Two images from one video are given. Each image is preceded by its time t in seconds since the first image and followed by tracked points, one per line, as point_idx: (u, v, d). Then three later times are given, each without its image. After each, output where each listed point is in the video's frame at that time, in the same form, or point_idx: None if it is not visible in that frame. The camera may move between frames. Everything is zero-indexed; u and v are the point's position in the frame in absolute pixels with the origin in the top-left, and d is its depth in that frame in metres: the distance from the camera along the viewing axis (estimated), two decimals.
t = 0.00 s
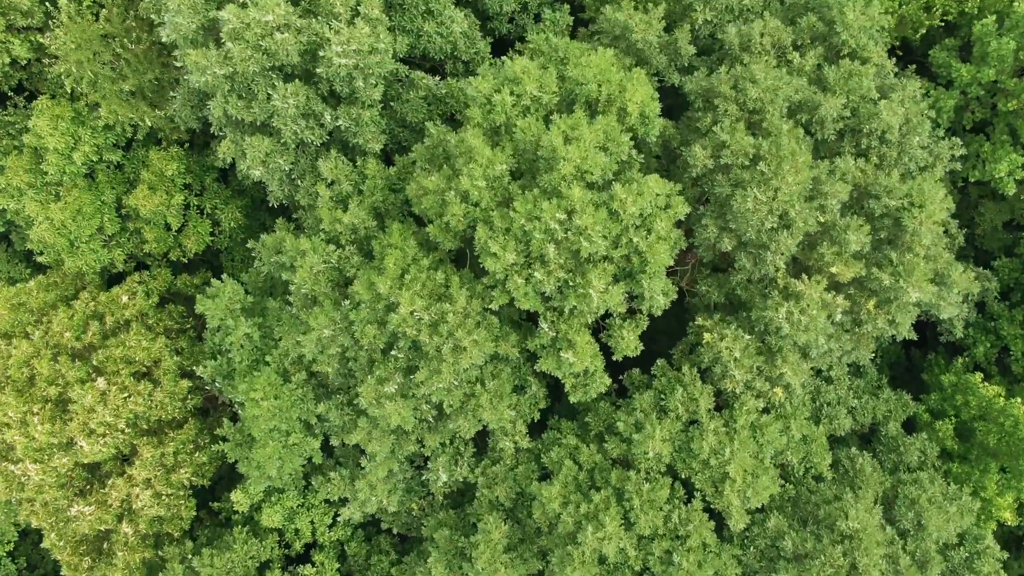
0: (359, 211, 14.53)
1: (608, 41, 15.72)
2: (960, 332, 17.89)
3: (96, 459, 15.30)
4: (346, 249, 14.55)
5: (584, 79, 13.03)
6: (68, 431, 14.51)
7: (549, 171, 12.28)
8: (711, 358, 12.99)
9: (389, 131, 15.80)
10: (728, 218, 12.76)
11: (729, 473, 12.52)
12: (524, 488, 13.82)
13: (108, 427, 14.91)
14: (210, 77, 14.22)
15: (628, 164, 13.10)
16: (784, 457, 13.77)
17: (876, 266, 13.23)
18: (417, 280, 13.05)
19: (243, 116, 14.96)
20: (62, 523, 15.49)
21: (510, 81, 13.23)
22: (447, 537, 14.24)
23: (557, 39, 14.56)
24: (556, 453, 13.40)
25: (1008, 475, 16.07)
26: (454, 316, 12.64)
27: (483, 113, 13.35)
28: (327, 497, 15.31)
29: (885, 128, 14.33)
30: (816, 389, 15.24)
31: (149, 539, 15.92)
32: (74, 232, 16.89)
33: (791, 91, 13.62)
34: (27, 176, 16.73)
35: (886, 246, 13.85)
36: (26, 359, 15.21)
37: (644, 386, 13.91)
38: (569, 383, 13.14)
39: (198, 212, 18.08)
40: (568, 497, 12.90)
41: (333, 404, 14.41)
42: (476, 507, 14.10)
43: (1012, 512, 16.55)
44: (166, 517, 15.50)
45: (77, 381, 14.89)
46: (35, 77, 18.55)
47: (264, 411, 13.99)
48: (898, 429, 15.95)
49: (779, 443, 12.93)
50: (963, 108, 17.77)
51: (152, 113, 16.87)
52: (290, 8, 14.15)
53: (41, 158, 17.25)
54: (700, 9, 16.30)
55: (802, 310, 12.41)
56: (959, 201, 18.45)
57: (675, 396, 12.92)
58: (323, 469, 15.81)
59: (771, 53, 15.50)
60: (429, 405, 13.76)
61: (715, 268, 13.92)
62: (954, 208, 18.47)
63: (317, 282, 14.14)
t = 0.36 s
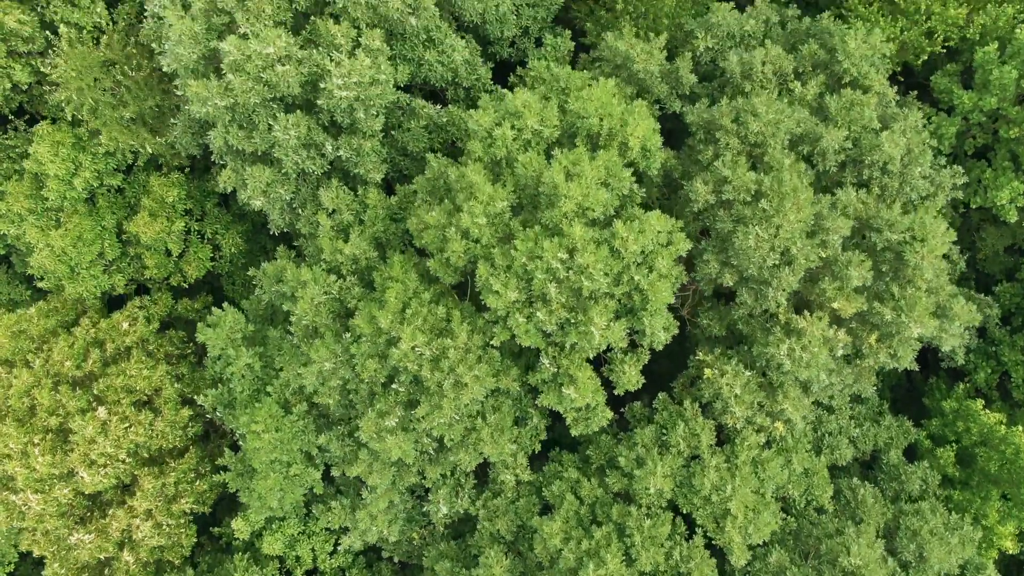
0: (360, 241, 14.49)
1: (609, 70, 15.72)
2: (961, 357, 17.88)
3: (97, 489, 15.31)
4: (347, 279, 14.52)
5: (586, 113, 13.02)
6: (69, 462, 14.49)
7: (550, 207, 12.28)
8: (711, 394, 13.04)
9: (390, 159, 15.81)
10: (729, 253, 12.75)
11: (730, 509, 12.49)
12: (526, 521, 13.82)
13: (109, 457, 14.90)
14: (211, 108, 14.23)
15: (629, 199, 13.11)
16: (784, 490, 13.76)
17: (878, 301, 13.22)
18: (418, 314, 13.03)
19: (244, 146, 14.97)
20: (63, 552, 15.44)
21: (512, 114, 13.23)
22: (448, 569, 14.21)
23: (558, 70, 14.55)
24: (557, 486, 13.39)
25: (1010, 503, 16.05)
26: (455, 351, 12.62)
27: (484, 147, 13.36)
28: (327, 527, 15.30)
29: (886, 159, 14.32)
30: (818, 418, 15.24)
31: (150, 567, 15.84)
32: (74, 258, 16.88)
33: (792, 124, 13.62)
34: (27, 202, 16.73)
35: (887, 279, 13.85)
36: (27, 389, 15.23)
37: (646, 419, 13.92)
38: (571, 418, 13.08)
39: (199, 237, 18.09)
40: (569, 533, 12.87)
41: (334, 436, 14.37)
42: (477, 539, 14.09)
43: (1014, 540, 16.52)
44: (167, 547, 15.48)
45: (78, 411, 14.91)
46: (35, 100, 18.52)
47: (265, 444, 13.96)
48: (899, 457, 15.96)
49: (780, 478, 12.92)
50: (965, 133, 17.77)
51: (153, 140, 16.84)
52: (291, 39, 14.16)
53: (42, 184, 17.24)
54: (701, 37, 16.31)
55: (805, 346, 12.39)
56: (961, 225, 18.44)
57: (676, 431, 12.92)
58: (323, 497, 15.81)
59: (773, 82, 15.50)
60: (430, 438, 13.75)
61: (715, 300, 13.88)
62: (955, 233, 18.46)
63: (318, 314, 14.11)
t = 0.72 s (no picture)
0: (361, 277, 14.45)
1: (611, 103, 15.74)
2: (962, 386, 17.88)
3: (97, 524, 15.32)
4: (349, 315, 14.49)
5: (587, 153, 13.02)
6: (70, 498, 14.49)
7: (551, 250, 12.28)
8: (712, 435, 13.03)
9: (391, 193, 15.82)
10: (730, 295, 12.75)
11: (732, 552, 12.45)
12: (527, 560, 13.83)
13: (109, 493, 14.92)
14: (212, 144, 14.23)
15: (631, 239, 13.11)
16: (786, 529, 13.74)
17: (879, 341, 13.23)
18: (420, 354, 13.00)
19: (245, 181, 14.96)
20: None
21: (513, 154, 13.24)
22: None
23: (559, 106, 14.56)
24: (559, 526, 13.38)
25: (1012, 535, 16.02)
26: (457, 393, 12.59)
27: (485, 186, 13.37)
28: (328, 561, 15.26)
29: (888, 196, 14.32)
30: (819, 453, 15.23)
31: None
32: (75, 289, 16.88)
33: (794, 162, 13.62)
34: (28, 232, 16.70)
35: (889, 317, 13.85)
36: (27, 424, 15.25)
37: (647, 457, 13.92)
38: (575, 459, 12.98)
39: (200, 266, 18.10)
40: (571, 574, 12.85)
41: (334, 473, 14.32)
42: None
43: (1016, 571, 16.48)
44: None
45: (79, 446, 14.94)
46: (36, 127, 18.49)
47: (267, 482, 13.93)
48: (901, 490, 15.98)
49: (782, 519, 12.90)
50: (966, 163, 17.78)
51: (153, 171, 16.83)
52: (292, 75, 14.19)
53: (42, 214, 17.22)
54: (702, 69, 16.32)
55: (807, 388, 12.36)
56: (961, 254, 18.45)
57: (677, 472, 12.92)
58: (324, 530, 15.78)
59: (774, 115, 15.51)
60: (431, 476, 13.72)
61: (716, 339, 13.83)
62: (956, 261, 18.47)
63: (319, 350, 14.06)
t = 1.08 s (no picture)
0: (362, 308, 14.43)
1: (612, 132, 15.74)
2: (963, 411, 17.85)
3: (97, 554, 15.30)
4: (350, 346, 14.48)
5: (588, 188, 13.02)
6: (71, 531, 14.49)
7: (553, 287, 12.27)
8: (714, 470, 13.00)
9: (392, 223, 15.85)
10: (731, 331, 12.76)
11: None
12: None
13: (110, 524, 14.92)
14: (212, 175, 14.24)
15: (632, 274, 13.12)
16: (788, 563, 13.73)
17: (881, 375, 13.23)
18: (421, 390, 12.99)
19: (246, 212, 14.96)
20: None
21: (514, 188, 13.25)
22: None
23: (561, 137, 14.57)
24: (560, 560, 13.38)
25: (1013, 564, 15.99)
26: (458, 430, 12.59)
27: (486, 220, 13.38)
28: None
29: (889, 227, 14.32)
30: (820, 483, 15.22)
31: None
32: (75, 316, 16.86)
33: (795, 195, 13.62)
34: (29, 258, 16.71)
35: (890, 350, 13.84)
36: (28, 454, 15.25)
37: (648, 490, 13.93)
38: (577, 494, 12.93)
39: (200, 291, 18.09)
40: None
41: (335, 504, 14.29)
42: None
43: None
44: None
45: (80, 477, 14.95)
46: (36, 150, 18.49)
47: (268, 514, 13.90)
48: (902, 518, 15.97)
49: (784, 554, 12.89)
50: (967, 188, 17.77)
51: (154, 199, 16.83)
52: (293, 107, 14.21)
53: (42, 241, 17.21)
54: (703, 96, 16.33)
55: (809, 425, 12.37)
56: (962, 278, 18.43)
57: (679, 507, 12.90)
58: (326, 559, 15.75)
59: (775, 144, 15.51)
60: (432, 510, 13.69)
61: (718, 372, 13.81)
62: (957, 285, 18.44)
63: (320, 382, 14.03)
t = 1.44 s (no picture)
0: (363, 340, 14.42)
1: (613, 161, 15.75)
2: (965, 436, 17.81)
3: None
4: (351, 377, 14.47)
5: (589, 223, 13.03)
6: (71, 562, 14.47)
7: (554, 324, 12.26)
8: (716, 505, 12.97)
9: (393, 252, 15.87)
10: (733, 366, 12.75)
11: None
12: None
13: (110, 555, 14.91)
14: (214, 207, 14.23)
15: (634, 308, 13.12)
16: None
17: (882, 410, 13.22)
18: (423, 425, 12.99)
19: (247, 242, 14.94)
20: None
21: (516, 222, 13.24)
22: None
23: (561, 167, 14.55)
24: None
25: None
26: (459, 466, 12.58)
27: (487, 254, 13.38)
28: None
29: (891, 259, 14.30)
30: (822, 513, 15.19)
31: None
32: (76, 343, 16.83)
33: (797, 228, 13.62)
34: (30, 283, 16.70)
35: (892, 383, 13.82)
36: (28, 484, 15.16)
37: (650, 522, 13.90)
38: (579, 529, 12.89)
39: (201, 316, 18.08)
40: None
41: (336, 536, 14.25)
42: None
43: None
44: None
45: (80, 508, 14.93)
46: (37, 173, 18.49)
47: (269, 546, 13.86)
48: (904, 546, 15.92)
49: None
50: (969, 213, 17.75)
51: (155, 225, 16.81)
52: (294, 138, 14.22)
53: (43, 267, 17.21)
54: (704, 124, 16.33)
55: (811, 461, 12.35)
56: (964, 302, 18.40)
57: (682, 542, 12.87)
58: None
59: (776, 173, 15.49)
60: (434, 543, 13.66)
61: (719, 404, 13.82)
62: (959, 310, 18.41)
63: (321, 414, 14.00)
